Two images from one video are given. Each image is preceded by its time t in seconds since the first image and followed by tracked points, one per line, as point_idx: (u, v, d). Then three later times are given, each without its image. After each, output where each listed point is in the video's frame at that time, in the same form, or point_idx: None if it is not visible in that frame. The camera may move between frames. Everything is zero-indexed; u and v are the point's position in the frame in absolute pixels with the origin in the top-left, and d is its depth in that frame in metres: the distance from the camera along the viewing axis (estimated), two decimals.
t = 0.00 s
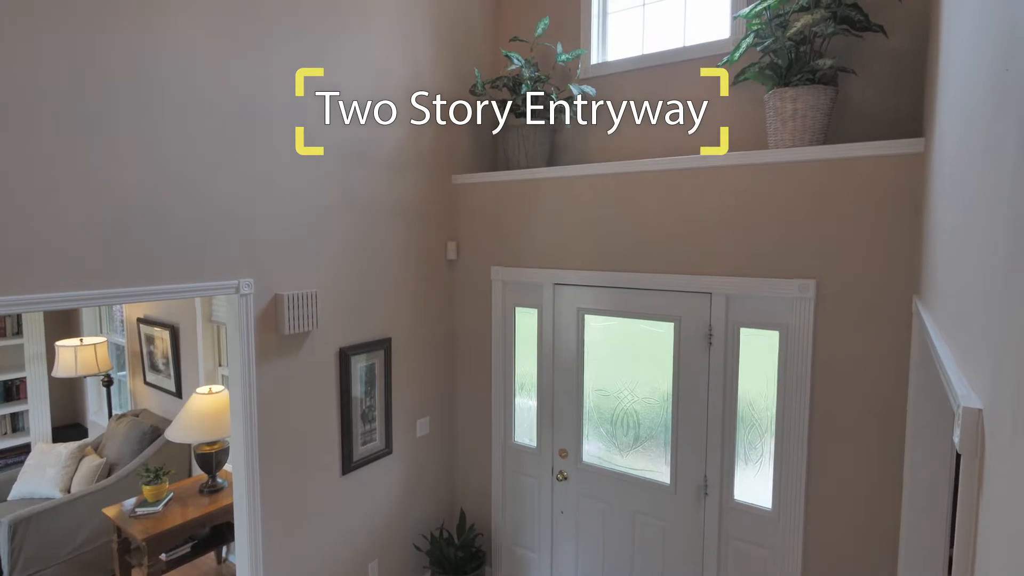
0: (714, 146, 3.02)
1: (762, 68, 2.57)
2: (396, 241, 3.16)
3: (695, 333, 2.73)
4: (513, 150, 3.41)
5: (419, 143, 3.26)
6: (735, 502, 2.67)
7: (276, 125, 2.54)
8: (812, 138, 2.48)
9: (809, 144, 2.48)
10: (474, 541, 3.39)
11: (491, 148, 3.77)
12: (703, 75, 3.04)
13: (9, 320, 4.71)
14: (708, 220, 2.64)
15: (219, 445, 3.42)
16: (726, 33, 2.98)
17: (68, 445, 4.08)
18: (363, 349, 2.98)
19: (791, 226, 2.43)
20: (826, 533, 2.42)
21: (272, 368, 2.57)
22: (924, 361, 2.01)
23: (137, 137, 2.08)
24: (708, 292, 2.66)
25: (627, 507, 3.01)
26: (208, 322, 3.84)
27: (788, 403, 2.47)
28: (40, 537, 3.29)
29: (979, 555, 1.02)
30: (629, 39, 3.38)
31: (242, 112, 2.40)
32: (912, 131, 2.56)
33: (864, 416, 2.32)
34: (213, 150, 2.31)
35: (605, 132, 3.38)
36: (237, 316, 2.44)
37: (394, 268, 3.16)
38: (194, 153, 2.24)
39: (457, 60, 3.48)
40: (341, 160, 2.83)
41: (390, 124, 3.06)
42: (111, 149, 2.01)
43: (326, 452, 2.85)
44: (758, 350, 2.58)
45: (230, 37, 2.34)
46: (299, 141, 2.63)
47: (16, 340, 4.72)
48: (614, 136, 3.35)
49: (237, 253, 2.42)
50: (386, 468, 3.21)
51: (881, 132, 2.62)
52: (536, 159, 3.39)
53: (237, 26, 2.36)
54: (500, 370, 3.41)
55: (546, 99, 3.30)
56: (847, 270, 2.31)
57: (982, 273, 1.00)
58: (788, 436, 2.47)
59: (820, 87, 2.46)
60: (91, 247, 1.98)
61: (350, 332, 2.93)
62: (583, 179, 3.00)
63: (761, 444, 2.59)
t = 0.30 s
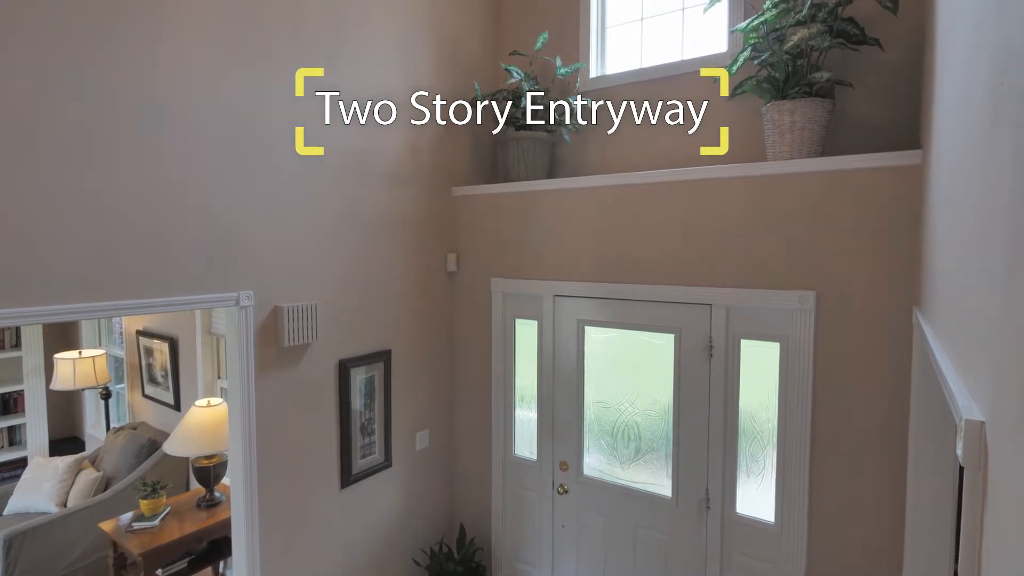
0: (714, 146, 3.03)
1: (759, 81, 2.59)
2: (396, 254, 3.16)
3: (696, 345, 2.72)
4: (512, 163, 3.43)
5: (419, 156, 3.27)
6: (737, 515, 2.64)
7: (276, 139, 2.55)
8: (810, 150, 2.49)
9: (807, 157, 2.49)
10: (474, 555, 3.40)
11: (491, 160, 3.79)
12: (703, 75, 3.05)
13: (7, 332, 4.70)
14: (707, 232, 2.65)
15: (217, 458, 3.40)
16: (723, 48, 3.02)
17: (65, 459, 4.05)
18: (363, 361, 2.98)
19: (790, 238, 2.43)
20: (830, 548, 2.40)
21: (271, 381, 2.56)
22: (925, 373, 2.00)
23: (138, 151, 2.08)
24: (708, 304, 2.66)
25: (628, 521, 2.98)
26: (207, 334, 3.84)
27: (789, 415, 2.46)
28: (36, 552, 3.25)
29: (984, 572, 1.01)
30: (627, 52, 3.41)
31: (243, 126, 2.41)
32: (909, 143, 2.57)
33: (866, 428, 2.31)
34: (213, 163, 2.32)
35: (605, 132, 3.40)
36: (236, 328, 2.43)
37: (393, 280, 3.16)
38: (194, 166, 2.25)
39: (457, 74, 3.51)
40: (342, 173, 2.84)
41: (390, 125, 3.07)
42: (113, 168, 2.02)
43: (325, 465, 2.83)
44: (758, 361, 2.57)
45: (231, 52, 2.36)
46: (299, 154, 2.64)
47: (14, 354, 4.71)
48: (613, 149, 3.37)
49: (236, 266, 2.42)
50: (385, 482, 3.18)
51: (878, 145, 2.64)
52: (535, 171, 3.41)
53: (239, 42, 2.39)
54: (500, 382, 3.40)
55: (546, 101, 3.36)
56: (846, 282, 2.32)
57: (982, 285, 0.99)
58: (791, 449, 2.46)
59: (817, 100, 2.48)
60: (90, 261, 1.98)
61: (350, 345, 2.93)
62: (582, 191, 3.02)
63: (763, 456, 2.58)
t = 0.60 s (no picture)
0: (714, 146, 3.04)
1: (757, 94, 2.61)
2: (396, 266, 3.17)
3: (697, 357, 2.72)
4: (512, 176, 3.45)
5: (419, 169, 3.29)
6: (740, 529, 2.62)
7: (277, 152, 2.57)
8: (807, 163, 2.51)
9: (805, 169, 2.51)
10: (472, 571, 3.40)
11: (491, 173, 3.81)
12: (703, 75, 3.06)
13: (5, 345, 4.69)
14: (706, 243, 2.65)
15: (214, 472, 3.37)
16: (721, 62, 3.05)
17: (61, 473, 4.02)
18: (362, 374, 2.97)
19: (789, 250, 2.44)
20: (833, 562, 2.38)
21: (269, 394, 2.55)
22: (925, 385, 2.00)
23: (139, 164, 2.10)
24: (708, 316, 2.66)
25: (629, 535, 2.95)
26: (206, 347, 3.83)
27: (790, 428, 2.44)
28: (30, 567, 3.21)
29: None
30: (626, 66, 3.45)
31: (243, 139, 2.43)
32: (906, 155, 2.59)
33: (867, 441, 2.30)
34: (215, 176, 2.33)
35: (604, 142, 3.42)
36: (235, 341, 2.43)
37: (393, 292, 3.16)
38: (195, 179, 2.26)
39: (458, 89, 3.55)
40: (342, 186, 2.86)
41: (390, 124, 3.09)
42: (113, 181, 2.03)
43: (324, 479, 2.81)
44: (759, 373, 2.56)
45: (233, 67, 2.38)
46: (299, 168, 2.66)
47: (11, 366, 4.69)
48: (612, 162, 3.39)
49: (236, 278, 2.42)
50: (384, 496, 3.15)
51: (876, 157, 2.65)
52: (535, 184, 3.43)
53: (242, 57, 2.42)
54: (500, 395, 3.38)
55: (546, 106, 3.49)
56: (846, 294, 2.32)
57: (981, 298, 0.99)
58: (792, 461, 2.45)
59: (814, 113, 2.51)
60: (89, 273, 1.98)
61: (349, 357, 2.92)
62: (581, 203, 3.03)
63: (764, 469, 2.56)
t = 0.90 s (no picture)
0: (714, 146, 3.05)
1: (754, 107, 2.63)
2: (395, 278, 3.17)
3: (697, 368, 2.71)
4: (512, 188, 3.46)
5: (419, 181, 3.31)
6: (742, 543, 2.59)
7: (278, 165, 2.58)
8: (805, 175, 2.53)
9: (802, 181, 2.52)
10: None
11: (490, 185, 3.82)
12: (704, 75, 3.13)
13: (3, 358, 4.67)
14: (705, 255, 2.66)
15: (212, 486, 3.34)
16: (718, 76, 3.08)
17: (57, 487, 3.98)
18: (361, 386, 2.96)
19: (788, 262, 2.45)
20: None
21: (268, 407, 2.53)
22: (926, 397, 1.99)
23: (139, 178, 2.10)
24: (708, 328, 2.66)
25: (630, 550, 2.92)
26: (205, 359, 3.82)
27: (792, 440, 2.43)
28: None
29: None
30: (624, 79, 3.49)
31: (244, 153, 2.44)
32: (903, 167, 2.60)
33: (869, 454, 2.28)
34: (215, 189, 2.34)
35: (603, 154, 3.44)
36: (234, 354, 2.42)
37: (392, 305, 3.16)
38: (195, 192, 2.27)
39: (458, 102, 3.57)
40: (342, 199, 2.87)
41: (390, 140, 3.11)
42: (114, 195, 2.04)
43: (322, 493, 2.78)
44: (759, 384, 2.56)
45: (234, 81, 2.40)
46: (299, 181, 2.67)
47: (9, 379, 4.66)
48: (611, 174, 3.41)
49: (235, 291, 2.42)
50: (383, 510, 3.12)
51: (874, 169, 2.66)
52: (534, 196, 3.45)
53: (243, 74, 2.44)
54: (500, 407, 3.37)
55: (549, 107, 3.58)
56: (845, 306, 2.32)
57: (981, 311, 0.99)
58: (794, 474, 2.43)
59: (811, 125, 2.53)
60: (87, 287, 1.98)
61: (348, 370, 2.91)
62: (581, 215, 3.04)
63: (766, 482, 2.54)
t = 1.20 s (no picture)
0: (714, 146, 3.07)
1: (752, 119, 2.65)
2: (396, 290, 3.17)
3: (699, 380, 2.70)
4: (512, 200, 3.48)
5: (420, 194, 3.32)
6: (745, 558, 2.56)
7: (279, 177, 2.59)
8: (803, 187, 2.54)
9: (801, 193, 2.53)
10: None
11: (490, 197, 3.84)
12: (700, 75, 3.17)
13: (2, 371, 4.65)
14: (705, 267, 2.66)
15: (210, 500, 3.32)
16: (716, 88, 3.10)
17: (54, 502, 3.95)
18: (361, 398, 2.94)
19: (787, 273, 2.45)
20: None
21: (267, 420, 2.52)
22: (928, 409, 1.98)
23: (140, 190, 2.11)
24: (708, 339, 2.66)
25: (632, 565, 2.89)
26: (205, 372, 3.81)
27: (794, 452, 2.41)
28: None
29: None
30: (623, 93, 3.52)
31: (245, 165, 2.46)
32: (901, 179, 2.62)
33: (871, 466, 2.27)
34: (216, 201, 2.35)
35: (602, 167, 3.46)
36: (234, 366, 2.42)
37: (393, 316, 3.15)
38: (196, 204, 2.28)
39: (458, 115, 3.60)
40: (342, 211, 2.88)
41: (390, 152, 3.14)
42: (115, 207, 2.05)
43: (321, 507, 2.76)
44: (760, 396, 2.55)
45: (235, 95, 2.42)
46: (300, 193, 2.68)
47: (7, 392, 4.64)
48: (610, 187, 3.43)
49: (235, 303, 2.42)
50: (382, 525, 3.09)
51: (873, 180, 2.68)
52: (534, 208, 3.46)
53: (245, 88, 2.46)
54: (500, 420, 3.35)
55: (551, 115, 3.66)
56: (846, 317, 2.32)
57: (981, 321, 0.99)
58: (797, 487, 2.41)
59: (809, 137, 2.55)
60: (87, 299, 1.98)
61: (348, 382, 2.90)
62: (580, 227, 3.04)
63: (769, 495, 2.52)
